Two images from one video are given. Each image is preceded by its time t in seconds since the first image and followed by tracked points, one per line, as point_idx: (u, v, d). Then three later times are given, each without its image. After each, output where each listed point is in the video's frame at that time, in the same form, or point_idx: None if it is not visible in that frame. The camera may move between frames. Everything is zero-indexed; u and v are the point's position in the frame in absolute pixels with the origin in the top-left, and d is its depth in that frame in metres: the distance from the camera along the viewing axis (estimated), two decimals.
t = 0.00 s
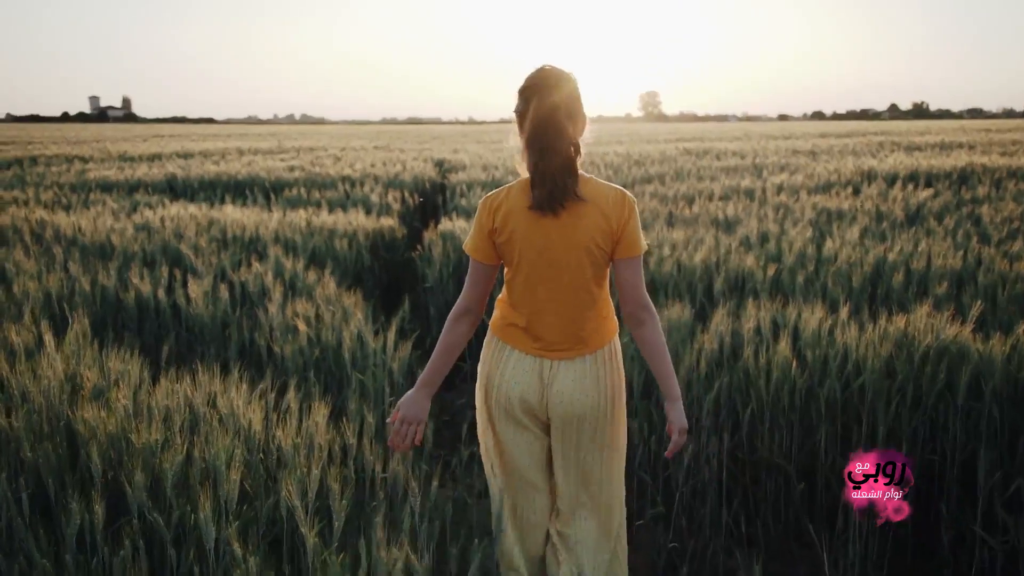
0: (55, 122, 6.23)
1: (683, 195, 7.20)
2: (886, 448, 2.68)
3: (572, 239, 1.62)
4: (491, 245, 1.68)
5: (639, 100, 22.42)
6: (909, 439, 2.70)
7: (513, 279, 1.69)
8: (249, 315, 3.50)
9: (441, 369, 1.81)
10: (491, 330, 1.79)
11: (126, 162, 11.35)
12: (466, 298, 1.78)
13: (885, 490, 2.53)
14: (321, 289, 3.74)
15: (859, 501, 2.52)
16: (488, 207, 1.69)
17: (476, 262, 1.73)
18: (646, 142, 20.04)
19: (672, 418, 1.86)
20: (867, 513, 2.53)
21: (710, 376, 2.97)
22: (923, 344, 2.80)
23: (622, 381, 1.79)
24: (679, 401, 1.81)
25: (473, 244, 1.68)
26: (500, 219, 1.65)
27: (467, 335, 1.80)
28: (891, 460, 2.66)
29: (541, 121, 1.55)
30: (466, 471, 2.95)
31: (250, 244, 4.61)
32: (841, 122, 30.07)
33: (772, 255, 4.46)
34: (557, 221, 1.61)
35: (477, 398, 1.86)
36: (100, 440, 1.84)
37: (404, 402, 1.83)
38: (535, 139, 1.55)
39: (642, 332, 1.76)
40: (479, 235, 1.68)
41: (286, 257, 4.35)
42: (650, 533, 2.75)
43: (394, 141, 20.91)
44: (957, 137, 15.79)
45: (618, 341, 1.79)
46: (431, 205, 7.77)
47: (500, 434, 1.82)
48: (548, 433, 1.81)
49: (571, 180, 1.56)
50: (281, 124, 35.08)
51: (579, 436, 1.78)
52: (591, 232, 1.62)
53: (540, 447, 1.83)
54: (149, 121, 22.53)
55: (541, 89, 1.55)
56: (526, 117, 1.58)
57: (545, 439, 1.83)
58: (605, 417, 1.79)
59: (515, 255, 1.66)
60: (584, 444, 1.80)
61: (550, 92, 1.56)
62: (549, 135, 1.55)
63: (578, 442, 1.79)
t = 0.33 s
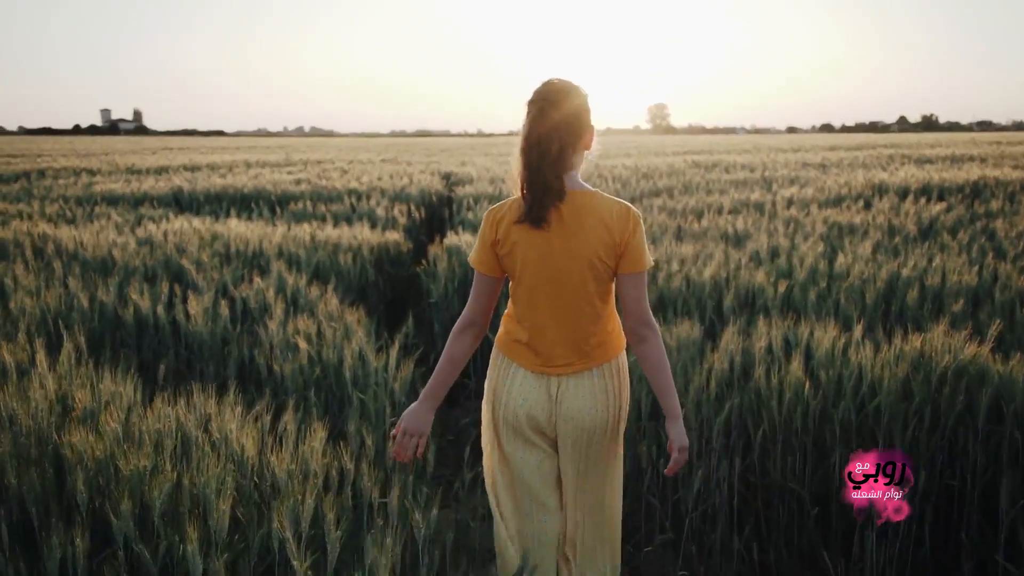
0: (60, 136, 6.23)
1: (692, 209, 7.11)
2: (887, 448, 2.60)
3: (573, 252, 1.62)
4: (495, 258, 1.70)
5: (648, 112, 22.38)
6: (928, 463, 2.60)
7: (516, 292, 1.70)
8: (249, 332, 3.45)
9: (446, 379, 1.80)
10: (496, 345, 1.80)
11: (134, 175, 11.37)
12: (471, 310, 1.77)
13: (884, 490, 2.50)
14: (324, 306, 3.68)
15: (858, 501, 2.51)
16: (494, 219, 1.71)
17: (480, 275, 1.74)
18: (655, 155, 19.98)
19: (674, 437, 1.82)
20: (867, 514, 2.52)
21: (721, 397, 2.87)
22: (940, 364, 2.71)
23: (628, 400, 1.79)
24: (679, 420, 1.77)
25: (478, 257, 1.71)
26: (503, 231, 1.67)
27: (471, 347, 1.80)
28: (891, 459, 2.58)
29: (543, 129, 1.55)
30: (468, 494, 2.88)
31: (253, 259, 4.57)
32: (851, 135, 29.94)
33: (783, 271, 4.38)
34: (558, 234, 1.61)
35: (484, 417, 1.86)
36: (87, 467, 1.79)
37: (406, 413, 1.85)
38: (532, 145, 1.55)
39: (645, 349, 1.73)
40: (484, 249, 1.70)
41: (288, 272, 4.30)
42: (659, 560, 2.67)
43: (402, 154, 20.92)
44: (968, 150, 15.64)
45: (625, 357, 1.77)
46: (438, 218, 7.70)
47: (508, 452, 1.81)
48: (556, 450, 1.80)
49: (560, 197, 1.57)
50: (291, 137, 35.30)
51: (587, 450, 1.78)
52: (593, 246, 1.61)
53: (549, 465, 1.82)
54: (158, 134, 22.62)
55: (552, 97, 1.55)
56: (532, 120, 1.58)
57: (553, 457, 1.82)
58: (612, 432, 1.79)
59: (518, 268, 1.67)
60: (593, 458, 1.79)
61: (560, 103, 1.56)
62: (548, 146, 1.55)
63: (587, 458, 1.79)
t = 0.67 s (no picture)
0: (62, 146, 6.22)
1: (697, 218, 7.05)
2: (889, 448, 2.53)
3: (576, 263, 1.61)
4: (498, 268, 1.69)
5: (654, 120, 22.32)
6: (939, 482, 2.51)
7: (518, 303, 1.68)
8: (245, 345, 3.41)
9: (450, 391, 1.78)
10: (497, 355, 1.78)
11: (137, 183, 11.39)
12: (475, 320, 1.75)
13: (884, 490, 2.45)
14: (322, 317, 3.64)
15: (858, 501, 2.50)
16: (496, 229, 1.69)
17: (483, 285, 1.72)
18: (661, 163, 19.91)
19: (675, 449, 1.81)
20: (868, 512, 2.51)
21: (726, 412, 2.80)
22: (951, 378, 2.63)
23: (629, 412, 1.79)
24: (680, 433, 1.77)
25: (482, 266, 1.69)
26: (506, 241, 1.65)
27: (475, 357, 1.78)
28: (892, 459, 2.51)
29: (543, 139, 1.56)
30: (467, 509, 2.82)
31: (252, 269, 4.53)
32: (857, 142, 29.83)
33: (789, 281, 4.30)
34: (561, 245, 1.60)
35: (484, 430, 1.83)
36: (69, 488, 1.75)
37: (412, 425, 1.81)
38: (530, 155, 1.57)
39: (647, 362, 1.73)
40: (487, 259, 1.68)
41: (287, 282, 4.26)
42: None
43: (408, 162, 20.92)
44: (976, 158, 15.52)
45: (627, 368, 1.77)
46: (441, 227, 7.65)
47: (511, 464, 1.77)
48: (560, 461, 1.78)
49: (554, 207, 1.56)
50: (297, 146, 35.42)
51: (592, 458, 1.77)
52: (597, 257, 1.61)
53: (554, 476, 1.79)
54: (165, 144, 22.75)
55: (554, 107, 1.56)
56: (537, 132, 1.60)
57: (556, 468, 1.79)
58: (615, 442, 1.79)
59: (520, 279, 1.66)
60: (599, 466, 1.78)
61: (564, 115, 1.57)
62: (546, 157, 1.56)
63: (590, 469, 1.78)
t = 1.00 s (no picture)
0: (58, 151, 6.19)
1: (698, 224, 6.99)
2: (889, 448, 2.49)
3: (584, 275, 1.62)
4: (504, 277, 1.68)
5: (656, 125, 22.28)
6: (947, 496, 2.44)
7: (523, 313, 1.68)
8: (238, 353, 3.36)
9: (458, 399, 1.77)
10: (498, 363, 1.78)
11: (137, 187, 11.37)
12: (483, 328, 1.74)
13: (884, 490, 2.38)
14: (317, 325, 3.58)
15: (858, 501, 2.43)
16: (503, 238, 1.69)
17: (490, 293, 1.71)
18: (662, 168, 19.86)
19: (676, 459, 1.83)
20: (868, 512, 2.44)
21: (729, 424, 2.73)
22: (958, 390, 2.57)
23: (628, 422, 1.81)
24: (682, 443, 1.80)
25: (488, 275, 1.68)
26: (514, 251, 1.66)
27: (483, 365, 1.77)
28: (892, 459, 2.46)
29: (549, 152, 1.57)
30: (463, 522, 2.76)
31: (247, 275, 4.48)
32: (858, 147, 29.77)
33: (791, 288, 4.24)
34: (569, 256, 1.61)
35: (485, 437, 1.83)
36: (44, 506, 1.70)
37: (418, 433, 1.81)
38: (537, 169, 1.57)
39: (650, 373, 1.75)
40: (493, 267, 1.68)
41: (283, 289, 4.21)
42: None
43: (409, 167, 20.88)
44: (978, 163, 15.46)
45: (626, 379, 1.79)
46: (440, 233, 7.60)
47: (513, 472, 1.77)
48: (561, 470, 1.79)
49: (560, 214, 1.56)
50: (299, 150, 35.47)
51: (592, 467, 1.78)
52: (604, 269, 1.61)
53: (555, 483, 1.79)
54: (166, 149, 22.77)
55: (558, 120, 1.57)
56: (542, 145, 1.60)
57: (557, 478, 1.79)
58: (617, 453, 1.80)
59: (526, 288, 1.66)
60: (599, 474, 1.79)
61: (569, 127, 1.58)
62: (552, 165, 1.57)
63: (593, 479, 1.78)
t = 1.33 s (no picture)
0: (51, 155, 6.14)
1: (698, 228, 6.93)
2: (891, 448, 2.43)
3: (593, 272, 1.69)
4: (515, 273, 1.74)
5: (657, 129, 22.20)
6: (950, 511, 2.40)
7: (533, 308, 1.75)
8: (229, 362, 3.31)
9: (472, 393, 1.81)
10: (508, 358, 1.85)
11: (134, 191, 11.32)
12: (496, 322, 1.78)
13: (884, 490, 2.35)
14: (309, 332, 3.53)
15: (858, 501, 2.39)
16: (514, 237, 1.74)
17: (501, 289, 1.76)
18: (662, 172, 19.79)
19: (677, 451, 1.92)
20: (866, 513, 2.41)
21: (728, 435, 2.67)
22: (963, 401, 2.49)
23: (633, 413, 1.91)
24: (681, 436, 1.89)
25: (501, 271, 1.73)
26: (525, 249, 1.71)
27: (497, 359, 1.80)
28: (893, 458, 2.40)
29: (559, 159, 1.65)
30: (456, 535, 2.71)
31: (240, 281, 4.43)
32: (860, 152, 29.68)
33: (792, 294, 4.18)
34: (579, 255, 1.67)
35: (494, 431, 1.89)
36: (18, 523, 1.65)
37: (434, 427, 1.85)
38: (549, 176, 1.66)
39: (653, 369, 1.84)
40: (504, 264, 1.73)
41: (276, 296, 4.16)
42: None
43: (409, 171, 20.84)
44: (980, 168, 15.37)
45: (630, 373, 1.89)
46: (438, 238, 7.53)
47: (523, 465, 1.84)
48: (570, 460, 1.87)
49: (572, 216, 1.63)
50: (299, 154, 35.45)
51: (598, 461, 1.86)
52: (613, 268, 1.69)
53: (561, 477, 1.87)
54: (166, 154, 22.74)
55: (563, 125, 1.64)
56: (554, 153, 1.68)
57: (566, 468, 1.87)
58: (623, 441, 1.88)
59: (537, 285, 1.72)
60: (604, 468, 1.87)
61: (576, 130, 1.65)
62: (561, 170, 1.65)
63: (601, 467, 1.86)
